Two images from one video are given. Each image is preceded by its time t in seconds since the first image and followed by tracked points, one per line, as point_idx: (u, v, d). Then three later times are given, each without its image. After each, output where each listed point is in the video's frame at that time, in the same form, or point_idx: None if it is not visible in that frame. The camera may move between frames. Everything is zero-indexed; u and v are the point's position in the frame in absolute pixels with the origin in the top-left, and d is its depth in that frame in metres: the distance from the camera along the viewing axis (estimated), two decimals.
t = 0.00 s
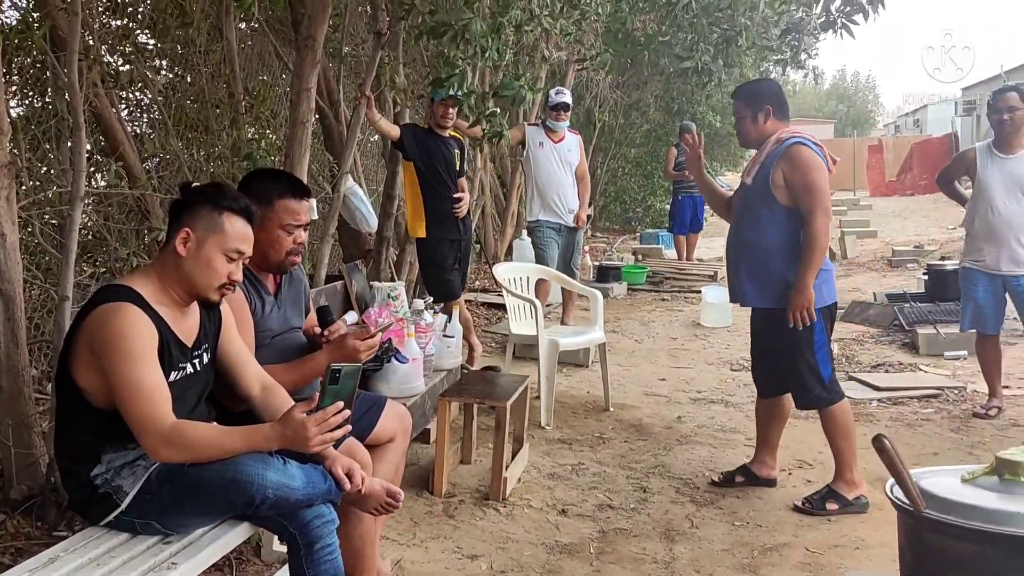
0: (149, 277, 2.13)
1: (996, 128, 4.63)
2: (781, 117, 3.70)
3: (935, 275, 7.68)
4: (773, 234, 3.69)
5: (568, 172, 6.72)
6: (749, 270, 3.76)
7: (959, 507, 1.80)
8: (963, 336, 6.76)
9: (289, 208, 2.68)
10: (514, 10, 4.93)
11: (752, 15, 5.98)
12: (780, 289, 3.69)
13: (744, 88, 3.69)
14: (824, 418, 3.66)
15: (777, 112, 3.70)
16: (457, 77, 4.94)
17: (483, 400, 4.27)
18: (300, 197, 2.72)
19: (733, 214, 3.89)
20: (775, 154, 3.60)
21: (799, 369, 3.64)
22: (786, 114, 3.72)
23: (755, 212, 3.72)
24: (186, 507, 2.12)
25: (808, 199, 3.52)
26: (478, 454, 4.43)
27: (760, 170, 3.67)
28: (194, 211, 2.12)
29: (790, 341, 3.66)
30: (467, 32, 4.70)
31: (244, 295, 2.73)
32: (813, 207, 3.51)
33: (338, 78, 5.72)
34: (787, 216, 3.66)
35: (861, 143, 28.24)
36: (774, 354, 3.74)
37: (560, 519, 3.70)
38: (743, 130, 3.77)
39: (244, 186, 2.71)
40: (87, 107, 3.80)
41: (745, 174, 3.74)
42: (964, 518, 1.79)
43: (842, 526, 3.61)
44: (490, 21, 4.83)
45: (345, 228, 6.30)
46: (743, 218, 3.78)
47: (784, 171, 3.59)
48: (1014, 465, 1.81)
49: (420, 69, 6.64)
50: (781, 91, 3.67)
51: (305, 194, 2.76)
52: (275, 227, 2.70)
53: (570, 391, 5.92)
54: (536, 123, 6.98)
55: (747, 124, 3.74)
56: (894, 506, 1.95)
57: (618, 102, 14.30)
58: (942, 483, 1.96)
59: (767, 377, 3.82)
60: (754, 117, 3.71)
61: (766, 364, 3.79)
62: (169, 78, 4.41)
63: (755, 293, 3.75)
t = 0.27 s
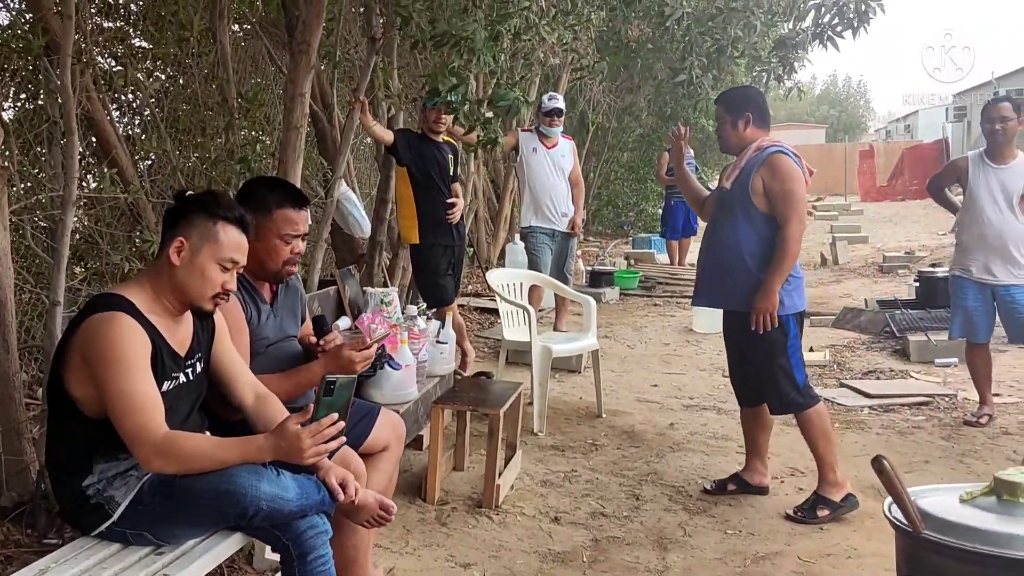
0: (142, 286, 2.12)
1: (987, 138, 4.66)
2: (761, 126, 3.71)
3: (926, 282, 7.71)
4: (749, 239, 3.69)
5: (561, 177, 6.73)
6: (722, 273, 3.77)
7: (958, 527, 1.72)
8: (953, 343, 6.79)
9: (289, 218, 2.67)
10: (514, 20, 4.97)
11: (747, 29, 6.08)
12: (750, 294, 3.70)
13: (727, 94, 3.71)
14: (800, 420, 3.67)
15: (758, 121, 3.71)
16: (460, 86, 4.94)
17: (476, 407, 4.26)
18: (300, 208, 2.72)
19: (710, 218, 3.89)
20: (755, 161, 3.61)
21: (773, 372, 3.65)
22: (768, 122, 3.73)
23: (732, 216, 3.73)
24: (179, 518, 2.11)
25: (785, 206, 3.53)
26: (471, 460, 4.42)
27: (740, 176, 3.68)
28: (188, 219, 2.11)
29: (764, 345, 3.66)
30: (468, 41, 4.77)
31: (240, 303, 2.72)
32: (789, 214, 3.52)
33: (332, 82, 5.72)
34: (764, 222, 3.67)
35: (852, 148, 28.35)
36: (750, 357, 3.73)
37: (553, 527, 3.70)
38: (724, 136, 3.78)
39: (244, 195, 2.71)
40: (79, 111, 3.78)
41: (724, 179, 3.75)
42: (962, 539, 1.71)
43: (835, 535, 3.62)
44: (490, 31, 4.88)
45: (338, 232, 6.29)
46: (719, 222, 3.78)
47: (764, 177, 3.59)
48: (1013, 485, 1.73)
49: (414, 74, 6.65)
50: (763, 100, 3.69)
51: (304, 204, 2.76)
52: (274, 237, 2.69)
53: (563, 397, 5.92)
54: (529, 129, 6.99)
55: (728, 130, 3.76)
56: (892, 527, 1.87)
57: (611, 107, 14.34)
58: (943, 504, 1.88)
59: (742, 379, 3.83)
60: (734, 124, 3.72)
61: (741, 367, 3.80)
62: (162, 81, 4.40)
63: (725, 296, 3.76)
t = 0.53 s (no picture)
0: (131, 289, 2.10)
1: (974, 146, 4.69)
2: (739, 133, 3.72)
3: (912, 287, 7.75)
4: (727, 244, 3.69)
5: (549, 180, 6.72)
6: (699, 277, 3.76)
7: (950, 536, 1.72)
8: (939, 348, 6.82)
9: (284, 226, 2.67)
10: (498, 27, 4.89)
11: (735, 32, 6.16)
12: (728, 298, 3.70)
13: (706, 101, 3.72)
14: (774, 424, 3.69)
15: (735, 128, 3.72)
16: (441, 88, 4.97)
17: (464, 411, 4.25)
18: (295, 215, 2.71)
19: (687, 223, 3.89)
20: (735, 167, 3.62)
21: (746, 377, 3.67)
22: (746, 129, 3.74)
23: (710, 222, 3.73)
24: (166, 523, 2.10)
25: (764, 212, 3.54)
26: (459, 464, 4.41)
27: (719, 181, 3.68)
28: (177, 222, 2.09)
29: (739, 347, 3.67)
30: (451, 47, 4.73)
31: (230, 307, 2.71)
32: (768, 222, 3.54)
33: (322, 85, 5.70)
34: (742, 229, 3.68)
35: (838, 153, 28.50)
36: (725, 357, 3.74)
37: (541, 531, 3.69)
38: (702, 142, 3.78)
39: (239, 199, 2.70)
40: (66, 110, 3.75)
41: (702, 185, 3.75)
42: (956, 548, 1.71)
43: (822, 539, 3.63)
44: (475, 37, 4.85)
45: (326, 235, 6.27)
46: (697, 227, 3.78)
47: (744, 184, 3.61)
48: (1004, 493, 1.72)
49: (403, 77, 6.64)
50: (742, 107, 3.70)
51: (300, 211, 2.74)
52: (268, 243, 2.68)
53: (551, 401, 5.92)
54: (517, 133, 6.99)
55: (707, 137, 3.76)
56: (884, 535, 1.87)
57: (599, 111, 14.36)
58: (934, 511, 1.88)
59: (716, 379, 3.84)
60: (712, 130, 3.72)
61: (715, 367, 3.81)
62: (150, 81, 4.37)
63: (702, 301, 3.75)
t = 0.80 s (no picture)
0: (112, 291, 2.07)
1: (957, 151, 4.72)
2: (712, 138, 3.73)
3: (894, 291, 7.79)
4: (707, 246, 3.70)
5: (534, 184, 6.72)
6: (679, 281, 3.76)
7: (937, 536, 1.73)
8: (921, 351, 6.87)
9: (267, 227, 2.64)
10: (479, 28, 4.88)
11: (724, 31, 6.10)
12: (709, 300, 3.70)
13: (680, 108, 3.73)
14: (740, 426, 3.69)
15: (707, 133, 3.73)
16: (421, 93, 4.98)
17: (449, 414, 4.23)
18: (279, 217, 2.68)
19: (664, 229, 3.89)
20: (712, 169, 3.64)
21: (719, 379, 3.67)
22: (720, 134, 3.76)
23: (689, 224, 3.73)
24: (147, 527, 2.07)
25: (744, 212, 3.56)
26: (444, 468, 4.39)
27: (696, 185, 3.70)
28: (159, 223, 2.07)
29: (716, 348, 3.68)
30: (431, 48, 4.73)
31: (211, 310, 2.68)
32: (748, 221, 3.56)
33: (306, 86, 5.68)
34: (722, 230, 3.69)
35: (821, 158, 28.68)
36: (698, 356, 3.73)
37: (526, 535, 3.68)
38: (676, 149, 3.80)
39: (224, 199, 2.67)
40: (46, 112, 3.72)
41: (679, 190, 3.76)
42: (943, 547, 1.71)
43: (807, 542, 3.64)
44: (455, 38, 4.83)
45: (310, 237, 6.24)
46: (675, 231, 3.78)
47: (722, 185, 3.63)
48: (990, 493, 1.73)
49: (389, 79, 6.62)
50: (714, 112, 3.72)
51: (285, 214, 2.72)
52: (250, 245, 2.65)
53: (536, 404, 5.91)
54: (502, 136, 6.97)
55: (680, 143, 3.77)
56: (871, 536, 1.87)
57: (584, 115, 14.37)
58: (920, 512, 1.88)
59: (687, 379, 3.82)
60: (684, 136, 3.73)
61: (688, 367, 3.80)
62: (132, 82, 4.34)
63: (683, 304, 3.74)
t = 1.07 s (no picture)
0: (94, 288, 2.06)
1: (939, 150, 4.76)
2: (693, 136, 3.74)
3: (877, 289, 7.83)
4: (695, 244, 3.70)
5: (519, 185, 6.73)
6: (669, 281, 3.74)
7: (921, 523, 1.74)
8: (904, 349, 6.92)
9: (237, 219, 2.65)
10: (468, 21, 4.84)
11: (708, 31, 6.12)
12: (700, 298, 3.69)
13: (659, 109, 3.72)
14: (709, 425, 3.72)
15: (689, 132, 3.74)
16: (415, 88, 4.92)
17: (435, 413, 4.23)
18: (249, 209, 2.68)
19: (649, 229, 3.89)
20: (697, 167, 3.65)
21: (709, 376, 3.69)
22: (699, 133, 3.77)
23: (675, 223, 3.73)
24: (130, 525, 2.06)
25: (731, 209, 3.57)
26: (430, 467, 4.39)
27: (680, 183, 3.70)
28: (142, 220, 2.06)
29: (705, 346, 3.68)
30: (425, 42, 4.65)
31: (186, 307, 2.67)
32: (735, 217, 3.57)
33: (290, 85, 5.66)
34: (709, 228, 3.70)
35: (805, 159, 28.84)
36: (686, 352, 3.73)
37: (513, 532, 3.68)
38: (657, 149, 3.79)
39: (194, 195, 2.67)
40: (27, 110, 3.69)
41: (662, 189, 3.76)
42: (926, 535, 1.72)
43: (791, 537, 3.66)
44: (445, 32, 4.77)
45: (295, 237, 6.21)
46: (662, 231, 3.78)
47: (708, 183, 3.64)
48: (971, 481, 1.74)
49: (374, 79, 6.61)
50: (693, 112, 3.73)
51: (255, 206, 2.72)
52: (221, 238, 2.66)
53: (522, 403, 5.91)
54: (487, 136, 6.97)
55: (659, 143, 3.77)
56: (855, 524, 1.89)
57: (569, 115, 14.39)
58: (903, 500, 1.90)
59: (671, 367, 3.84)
60: (663, 136, 3.73)
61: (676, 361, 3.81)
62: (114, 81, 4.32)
63: (675, 304, 3.72)
